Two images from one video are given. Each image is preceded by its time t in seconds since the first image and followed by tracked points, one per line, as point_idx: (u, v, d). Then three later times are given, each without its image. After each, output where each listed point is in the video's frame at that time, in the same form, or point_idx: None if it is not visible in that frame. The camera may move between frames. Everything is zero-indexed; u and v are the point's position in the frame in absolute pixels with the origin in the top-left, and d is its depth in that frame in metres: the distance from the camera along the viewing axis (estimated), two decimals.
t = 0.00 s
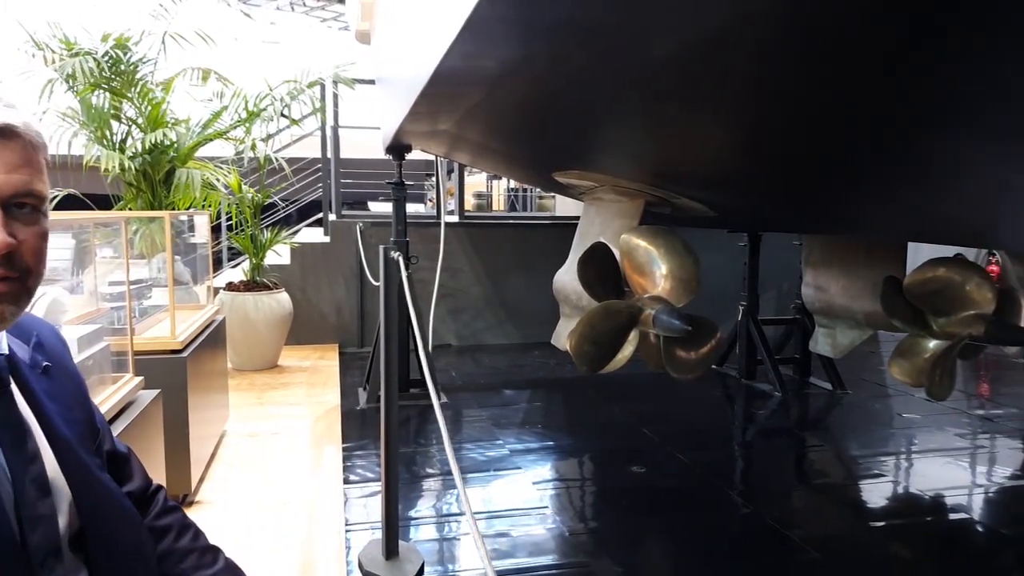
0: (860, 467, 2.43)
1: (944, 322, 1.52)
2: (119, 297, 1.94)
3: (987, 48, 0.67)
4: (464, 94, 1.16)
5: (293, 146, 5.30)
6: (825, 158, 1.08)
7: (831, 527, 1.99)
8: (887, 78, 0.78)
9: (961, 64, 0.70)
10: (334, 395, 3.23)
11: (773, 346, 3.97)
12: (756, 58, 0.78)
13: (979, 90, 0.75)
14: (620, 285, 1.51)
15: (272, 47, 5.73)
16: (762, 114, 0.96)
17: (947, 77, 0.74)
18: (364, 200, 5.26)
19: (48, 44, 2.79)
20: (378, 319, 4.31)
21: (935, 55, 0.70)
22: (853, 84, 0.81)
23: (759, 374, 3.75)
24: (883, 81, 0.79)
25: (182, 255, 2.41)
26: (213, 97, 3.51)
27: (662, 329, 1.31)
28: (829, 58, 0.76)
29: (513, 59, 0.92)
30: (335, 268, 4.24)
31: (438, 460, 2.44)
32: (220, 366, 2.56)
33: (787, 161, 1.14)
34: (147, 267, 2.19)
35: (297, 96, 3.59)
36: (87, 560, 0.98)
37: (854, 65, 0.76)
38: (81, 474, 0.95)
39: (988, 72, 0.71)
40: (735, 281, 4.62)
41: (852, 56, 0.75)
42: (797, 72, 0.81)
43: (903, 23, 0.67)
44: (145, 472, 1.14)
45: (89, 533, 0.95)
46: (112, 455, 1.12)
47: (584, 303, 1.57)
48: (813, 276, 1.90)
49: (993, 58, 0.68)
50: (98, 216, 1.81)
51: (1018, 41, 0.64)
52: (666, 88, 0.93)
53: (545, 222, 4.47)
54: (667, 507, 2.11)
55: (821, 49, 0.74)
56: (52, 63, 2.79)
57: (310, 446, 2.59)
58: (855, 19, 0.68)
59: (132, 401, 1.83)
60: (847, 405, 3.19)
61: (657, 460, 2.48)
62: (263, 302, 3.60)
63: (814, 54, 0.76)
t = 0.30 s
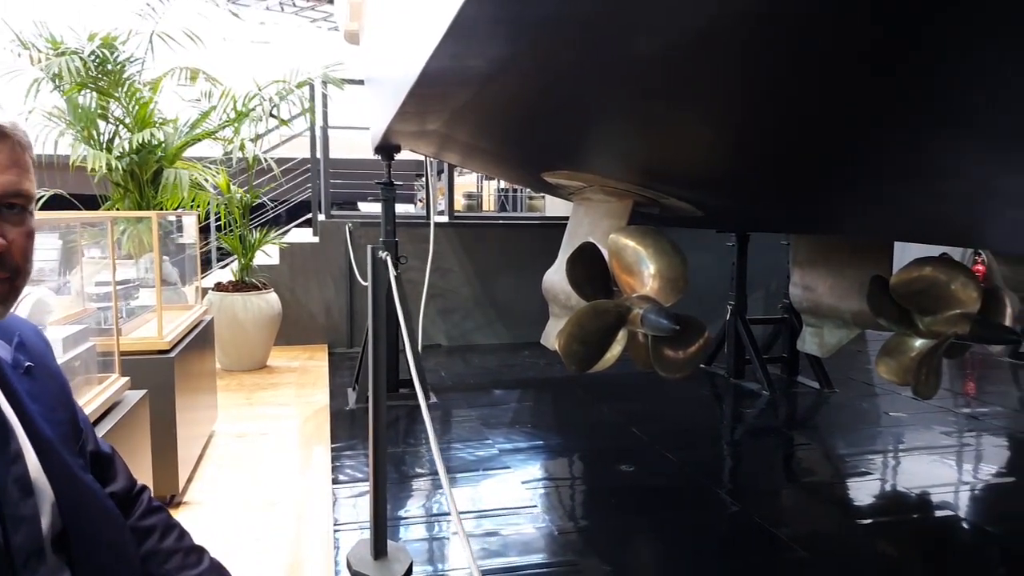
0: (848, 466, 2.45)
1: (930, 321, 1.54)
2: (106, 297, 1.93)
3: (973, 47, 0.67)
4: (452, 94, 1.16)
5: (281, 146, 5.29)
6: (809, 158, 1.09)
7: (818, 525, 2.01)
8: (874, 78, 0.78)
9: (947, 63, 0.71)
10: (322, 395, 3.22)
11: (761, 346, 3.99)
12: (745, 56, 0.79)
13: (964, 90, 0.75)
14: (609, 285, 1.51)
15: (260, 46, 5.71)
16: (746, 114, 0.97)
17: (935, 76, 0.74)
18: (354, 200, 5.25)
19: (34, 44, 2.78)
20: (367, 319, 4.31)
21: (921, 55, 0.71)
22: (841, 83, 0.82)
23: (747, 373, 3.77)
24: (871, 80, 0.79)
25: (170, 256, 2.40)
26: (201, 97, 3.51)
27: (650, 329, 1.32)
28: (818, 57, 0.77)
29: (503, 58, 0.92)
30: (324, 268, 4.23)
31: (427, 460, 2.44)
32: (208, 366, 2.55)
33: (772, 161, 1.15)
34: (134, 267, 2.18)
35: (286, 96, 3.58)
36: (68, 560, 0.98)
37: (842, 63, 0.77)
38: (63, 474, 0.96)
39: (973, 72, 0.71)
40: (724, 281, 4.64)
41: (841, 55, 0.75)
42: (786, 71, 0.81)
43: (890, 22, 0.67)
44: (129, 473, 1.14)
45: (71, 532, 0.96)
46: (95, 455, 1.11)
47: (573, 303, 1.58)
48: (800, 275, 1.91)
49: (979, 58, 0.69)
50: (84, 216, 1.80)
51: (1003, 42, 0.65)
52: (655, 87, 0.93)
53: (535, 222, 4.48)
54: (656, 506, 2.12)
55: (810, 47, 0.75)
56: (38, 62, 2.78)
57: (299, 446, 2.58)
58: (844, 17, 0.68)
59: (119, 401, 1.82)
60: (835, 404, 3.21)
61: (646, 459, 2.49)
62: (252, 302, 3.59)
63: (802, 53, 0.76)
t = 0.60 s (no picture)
0: (836, 465, 2.46)
1: (917, 321, 1.54)
2: (92, 298, 1.92)
3: (957, 51, 0.67)
4: (440, 94, 1.17)
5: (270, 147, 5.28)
6: (796, 159, 1.10)
7: (806, 524, 2.02)
8: (860, 79, 0.78)
9: (931, 66, 0.71)
10: (312, 396, 3.21)
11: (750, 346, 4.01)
12: (732, 57, 0.79)
13: (948, 95, 0.75)
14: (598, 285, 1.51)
15: (250, 47, 5.69)
16: (733, 115, 0.97)
17: (920, 80, 0.74)
18: (343, 200, 5.24)
19: (20, 43, 2.76)
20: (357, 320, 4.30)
21: (906, 57, 0.71)
22: (828, 83, 0.82)
23: (736, 373, 3.78)
24: (857, 81, 0.79)
25: (158, 257, 2.39)
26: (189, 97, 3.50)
27: (638, 329, 1.32)
28: (804, 57, 0.77)
29: (490, 57, 0.91)
30: (313, 268, 4.21)
31: (417, 460, 2.44)
32: (196, 367, 2.54)
33: (760, 162, 1.16)
34: (121, 267, 2.16)
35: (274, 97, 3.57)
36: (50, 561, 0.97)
37: (828, 64, 0.77)
38: (43, 475, 0.95)
39: (957, 76, 0.71)
40: (713, 281, 4.66)
41: (826, 56, 0.76)
42: (772, 71, 0.81)
43: (876, 24, 0.67)
44: (115, 474, 1.13)
45: (53, 533, 0.95)
46: (80, 455, 1.11)
47: (562, 303, 1.57)
48: (788, 276, 1.92)
49: (963, 62, 0.69)
50: (70, 217, 1.78)
51: (989, 46, 0.65)
52: (642, 87, 0.93)
53: (525, 223, 4.48)
54: (645, 505, 2.12)
55: (796, 46, 0.75)
56: (24, 61, 2.76)
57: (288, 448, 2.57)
58: (829, 17, 0.68)
59: (105, 403, 1.81)
60: (823, 403, 3.23)
61: (635, 459, 2.49)
62: (240, 303, 3.58)
63: (788, 52, 0.76)
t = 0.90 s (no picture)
0: (825, 463, 2.48)
1: (904, 320, 1.56)
2: (77, 298, 1.90)
3: (948, 49, 0.67)
4: (428, 94, 1.16)
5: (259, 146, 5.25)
6: (783, 159, 1.10)
7: (794, 522, 2.03)
8: (848, 76, 0.78)
9: (922, 64, 0.71)
10: (300, 397, 3.20)
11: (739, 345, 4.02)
12: (721, 54, 0.79)
13: (938, 94, 0.76)
14: (587, 285, 1.51)
15: (238, 46, 5.66)
16: (719, 114, 0.97)
17: (910, 78, 0.74)
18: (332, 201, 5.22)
19: (5, 42, 2.74)
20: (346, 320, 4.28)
21: (897, 55, 0.71)
22: (817, 82, 0.82)
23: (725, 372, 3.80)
24: (847, 80, 0.79)
25: (145, 257, 2.37)
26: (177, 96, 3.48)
27: (627, 328, 1.32)
28: (793, 55, 0.77)
29: (481, 54, 0.91)
30: (302, 268, 4.20)
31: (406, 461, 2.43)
32: (184, 368, 2.53)
33: (747, 162, 1.16)
34: (108, 268, 2.15)
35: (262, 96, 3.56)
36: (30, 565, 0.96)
37: (819, 61, 0.77)
38: (25, 478, 0.93)
39: (947, 75, 0.72)
40: (702, 281, 4.68)
41: (819, 55, 0.76)
42: (762, 69, 0.81)
43: (869, 21, 0.67)
44: (96, 476, 1.12)
45: (32, 536, 0.94)
46: (60, 458, 1.09)
47: (551, 302, 1.57)
48: (776, 276, 1.92)
49: (954, 61, 0.69)
50: (55, 217, 1.76)
51: (980, 43, 0.65)
52: (631, 85, 0.93)
53: (514, 223, 4.48)
54: (634, 504, 2.13)
55: (786, 44, 0.75)
56: (9, 60, 2.74)
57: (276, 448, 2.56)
58: (823, 13, 0.68)
59: (90, 403, 1.80)
60: (811, 402, 3.25)
61: (624, 458, 2.50)
62: (229, 304, 3.56)
63: (779, 50, 0.76)
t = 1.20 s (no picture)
0: (812, 462, 2.49)
1: (890, 319, 1.57)
2: (62, 299, 1.88)
3: (935, 50, 0.68)
4: (415, 94, 1.17)
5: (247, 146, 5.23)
6: (768, 159, 1.11)
7: (780, 520, 2.04)
8: (835, 77, 0.79)
9: (909, 64, 0.71)
10: (288, 397, 3.19)
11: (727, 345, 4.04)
12: (709, 55, 0.79)
13: (924, 94, 0.76)
14: (576, 284, 1.51)
15: (225, 45, 5.64)
16: (704, 115, 0.98)
17: (897, 78, 0.75)
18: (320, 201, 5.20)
19: None
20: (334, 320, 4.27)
21: (883, 56, 0.71)
22: (804, 83, 0.82)
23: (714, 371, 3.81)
24: (834, 81, 0.79)
25: (132, 257, 2.36)
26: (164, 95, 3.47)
27: (615, 328, 1.32)
28: (778, 56, 0.77)
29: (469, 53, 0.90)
30: (290, 268, 4.18)
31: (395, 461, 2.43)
32: (171, 369, 2.51)
33: (732, 162, 1.16)
34: (94, 268, 2.13)
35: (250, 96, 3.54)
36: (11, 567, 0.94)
37: (807, 62, 0.77)
38: (7, 478, 0.92)
39: (933, 76, 0.72)
40: (690, 280, 4.69)
41: (807, 55, 0.76)
42: (750, 70, 0.81)
43: (857, 21, 0.67)
44: (78, 476, 1.11)
45: (14, 537, 0.92)
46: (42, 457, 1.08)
47: (540, 302, 1.57)
48: (764, 275, 1.93)
49: (941, 61, 0.69)
50: (38, 217, 1.75)
51: (967, 44, 0.65)
52: (618, 86, 0.93)
53: (503, 222, 4.48)
54: (622, 504, 2.13)
55: (773, 45, 0.75)
56: None
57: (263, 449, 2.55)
58: (812, 12, 0.68)
59: (75, 404, 1.79)
60: (799, 401, 3.27)
61: (612, 457, 2.51)
62: (216, 304, 3.54)
63: (766, 51, 0.76)
